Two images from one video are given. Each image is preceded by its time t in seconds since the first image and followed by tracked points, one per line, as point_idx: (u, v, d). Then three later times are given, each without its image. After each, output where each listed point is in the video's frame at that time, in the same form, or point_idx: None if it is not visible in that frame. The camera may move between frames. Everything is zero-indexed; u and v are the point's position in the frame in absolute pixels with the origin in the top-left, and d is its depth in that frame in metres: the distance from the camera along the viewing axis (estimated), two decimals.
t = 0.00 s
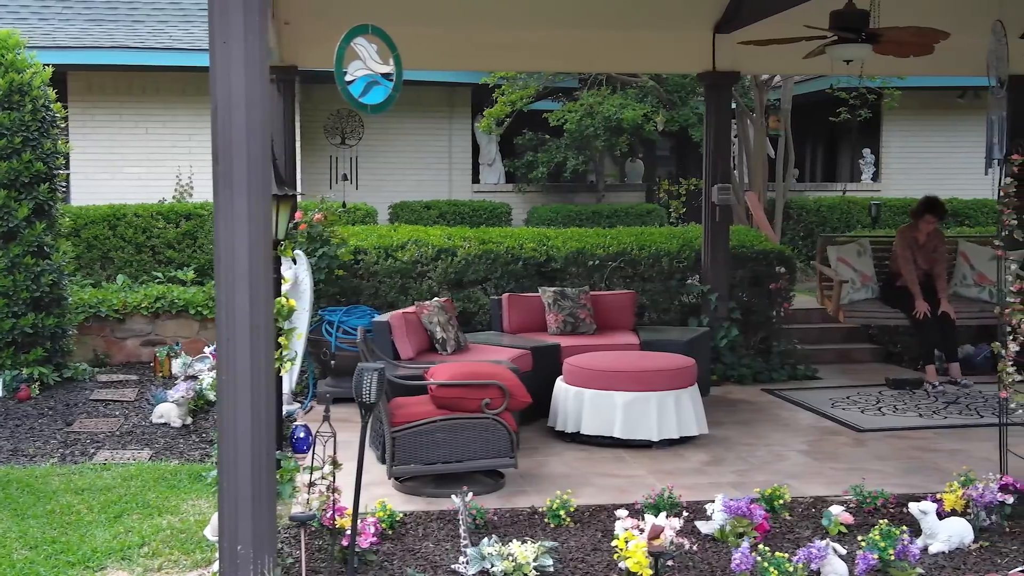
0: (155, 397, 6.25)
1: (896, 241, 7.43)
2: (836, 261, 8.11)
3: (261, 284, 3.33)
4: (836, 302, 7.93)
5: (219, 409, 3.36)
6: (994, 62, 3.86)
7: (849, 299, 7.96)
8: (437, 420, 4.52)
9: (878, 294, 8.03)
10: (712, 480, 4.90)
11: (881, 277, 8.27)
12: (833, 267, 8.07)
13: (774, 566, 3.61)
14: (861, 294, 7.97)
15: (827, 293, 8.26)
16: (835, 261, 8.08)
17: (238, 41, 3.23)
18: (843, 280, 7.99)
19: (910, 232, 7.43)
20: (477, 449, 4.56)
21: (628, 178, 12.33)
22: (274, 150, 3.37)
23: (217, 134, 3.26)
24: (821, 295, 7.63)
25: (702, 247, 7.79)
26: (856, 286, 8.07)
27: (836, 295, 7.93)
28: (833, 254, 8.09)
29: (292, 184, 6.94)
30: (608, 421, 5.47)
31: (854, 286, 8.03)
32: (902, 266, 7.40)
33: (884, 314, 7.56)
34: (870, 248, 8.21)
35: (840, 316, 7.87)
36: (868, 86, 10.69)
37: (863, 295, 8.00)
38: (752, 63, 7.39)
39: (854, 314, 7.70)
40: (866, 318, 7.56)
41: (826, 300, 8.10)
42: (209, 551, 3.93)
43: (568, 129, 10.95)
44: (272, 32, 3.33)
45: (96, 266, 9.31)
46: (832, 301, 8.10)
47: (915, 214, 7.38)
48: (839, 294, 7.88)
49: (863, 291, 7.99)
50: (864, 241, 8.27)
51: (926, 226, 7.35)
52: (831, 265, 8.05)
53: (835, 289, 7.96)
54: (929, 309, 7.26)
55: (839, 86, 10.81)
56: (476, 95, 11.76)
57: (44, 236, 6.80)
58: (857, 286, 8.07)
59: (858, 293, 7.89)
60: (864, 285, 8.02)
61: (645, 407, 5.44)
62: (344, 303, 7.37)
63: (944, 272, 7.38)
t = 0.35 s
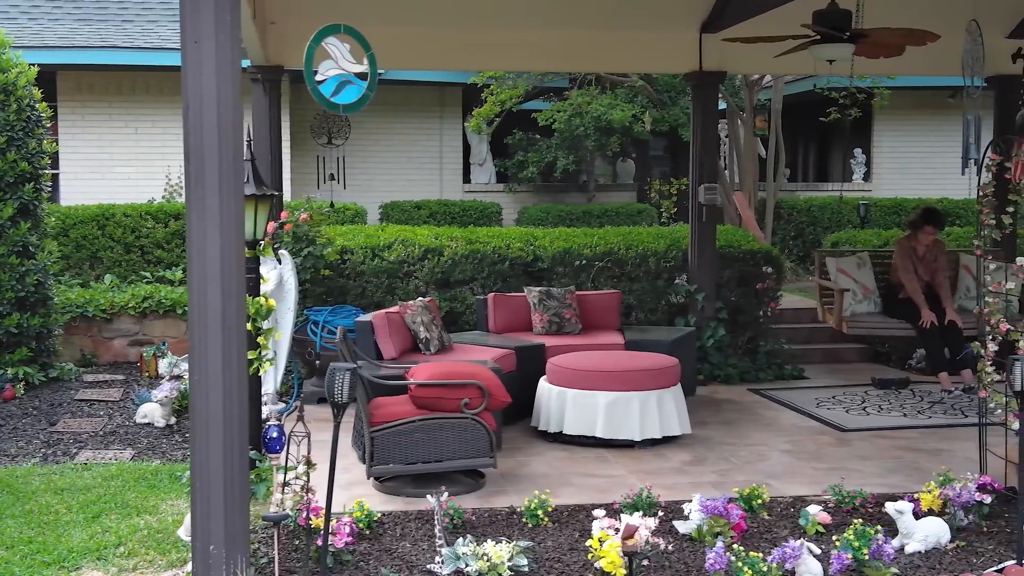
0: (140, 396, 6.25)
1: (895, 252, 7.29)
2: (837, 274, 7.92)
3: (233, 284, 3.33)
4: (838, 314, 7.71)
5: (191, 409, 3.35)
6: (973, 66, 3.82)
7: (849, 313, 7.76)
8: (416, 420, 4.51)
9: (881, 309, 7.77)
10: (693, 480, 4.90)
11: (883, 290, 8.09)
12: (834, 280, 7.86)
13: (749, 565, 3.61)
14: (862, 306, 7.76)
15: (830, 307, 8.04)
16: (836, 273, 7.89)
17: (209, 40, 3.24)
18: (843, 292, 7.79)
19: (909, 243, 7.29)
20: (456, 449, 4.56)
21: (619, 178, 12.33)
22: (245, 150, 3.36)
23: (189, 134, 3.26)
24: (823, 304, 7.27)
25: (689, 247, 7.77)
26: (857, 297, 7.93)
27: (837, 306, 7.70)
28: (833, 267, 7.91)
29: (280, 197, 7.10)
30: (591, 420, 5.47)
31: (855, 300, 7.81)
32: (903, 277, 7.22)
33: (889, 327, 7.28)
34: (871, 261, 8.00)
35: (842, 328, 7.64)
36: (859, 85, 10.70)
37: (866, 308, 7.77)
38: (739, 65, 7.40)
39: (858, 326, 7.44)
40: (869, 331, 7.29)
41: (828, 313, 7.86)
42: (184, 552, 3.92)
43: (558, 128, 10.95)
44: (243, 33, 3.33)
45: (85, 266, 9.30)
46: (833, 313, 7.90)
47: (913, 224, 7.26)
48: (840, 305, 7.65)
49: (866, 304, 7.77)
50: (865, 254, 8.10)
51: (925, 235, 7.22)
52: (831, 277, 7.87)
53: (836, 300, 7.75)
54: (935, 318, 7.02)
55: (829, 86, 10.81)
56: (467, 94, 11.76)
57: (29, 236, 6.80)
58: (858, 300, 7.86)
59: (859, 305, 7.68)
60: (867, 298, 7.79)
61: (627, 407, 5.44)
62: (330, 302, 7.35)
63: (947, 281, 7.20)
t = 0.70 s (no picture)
0: (124, 396, 6.25)
1: (908, 260, 7.46)
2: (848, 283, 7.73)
3: (205, 284, 3.32)
4: (852, 321, 7.47)
5: (164, 408, 3.34)
6: (949, 68, 3.82)
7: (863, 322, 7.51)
8: (395, 420, 4.51)
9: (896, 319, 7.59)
10: (673, 480, 4.89)
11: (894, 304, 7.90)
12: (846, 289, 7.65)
13: (724, 565, 3.60)
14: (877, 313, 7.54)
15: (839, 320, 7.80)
16: (847, 283, 7.71)
17: (181, 39, 3.23)
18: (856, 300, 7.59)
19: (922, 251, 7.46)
20: (436, 449, 4.56)
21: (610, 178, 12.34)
22: (217, 151, 3.35)
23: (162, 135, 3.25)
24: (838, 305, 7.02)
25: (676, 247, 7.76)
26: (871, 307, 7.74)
27: (851, 313, 7.47)
28: (843, 275, 7.76)
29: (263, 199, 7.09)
30: (573, 421, 5.47)
31: (867, 309, 7.63)
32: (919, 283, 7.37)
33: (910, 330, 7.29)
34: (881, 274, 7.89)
35: (858, 336, 7.39)
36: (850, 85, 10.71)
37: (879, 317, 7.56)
38: (726, 65, 7.36)
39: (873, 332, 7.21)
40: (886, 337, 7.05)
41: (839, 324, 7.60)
42: (161, 552, 3.92)
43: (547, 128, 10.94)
44: (215, 32, 3.32)
45: (74, 266, 9.28)
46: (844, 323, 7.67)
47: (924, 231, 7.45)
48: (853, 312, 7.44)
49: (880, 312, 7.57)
50: (873, 267, 7.96)
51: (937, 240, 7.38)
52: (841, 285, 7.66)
53: (849, 305, 7.53)
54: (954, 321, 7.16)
55: (819, 85, 10.80)
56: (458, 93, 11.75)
57: (14, 236, 6.80)
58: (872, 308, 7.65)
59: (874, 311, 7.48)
60: (880, 307, 7.61)
61: (610, 407, 5.44)
62: (317, 302, 7.34)
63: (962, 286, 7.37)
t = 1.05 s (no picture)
0: (108, 396, 6.24)
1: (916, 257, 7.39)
2: (857, 281, 7.78)
3: (176, 283, 3.31)
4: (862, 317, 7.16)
5: (135, 407, 3.33)
6: (921, 69, 3.83)
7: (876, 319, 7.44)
8: (374, 420, 4.51)
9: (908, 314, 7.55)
10: (653, 480, 4.89)
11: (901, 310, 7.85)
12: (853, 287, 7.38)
13: (697, 565, 3.60)
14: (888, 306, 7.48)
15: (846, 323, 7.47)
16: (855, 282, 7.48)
17: (151, 38, 3.21)
18: (866, 296, 7.31)
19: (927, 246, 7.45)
20: (415, 448, 4.56)
21: (600, 178, 12.35)
22: (188, 149, 3.34)
23: (132, 134, 3.23)
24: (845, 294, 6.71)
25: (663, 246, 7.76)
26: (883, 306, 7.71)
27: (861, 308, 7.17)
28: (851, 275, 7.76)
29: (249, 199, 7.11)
30: (555, 420, 5.47)
31: (880, 305, 7.69)
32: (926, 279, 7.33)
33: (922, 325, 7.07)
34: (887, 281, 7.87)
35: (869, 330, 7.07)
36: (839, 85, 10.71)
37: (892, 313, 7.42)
38: (713, 65, 7.37)
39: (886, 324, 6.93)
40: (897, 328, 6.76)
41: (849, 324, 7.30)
42: (135, 552, 3.91)
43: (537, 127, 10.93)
44: (186, 30, 3.31)
45: (63, 265, 9.28)
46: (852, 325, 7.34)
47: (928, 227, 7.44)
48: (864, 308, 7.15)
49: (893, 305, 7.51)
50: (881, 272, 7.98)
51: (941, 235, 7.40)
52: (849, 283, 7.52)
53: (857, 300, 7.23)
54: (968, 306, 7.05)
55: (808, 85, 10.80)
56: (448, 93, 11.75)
57: None
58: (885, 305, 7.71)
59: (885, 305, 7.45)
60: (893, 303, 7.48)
61: (592, 406, 5.44)
62: (302, 302, 7.33)
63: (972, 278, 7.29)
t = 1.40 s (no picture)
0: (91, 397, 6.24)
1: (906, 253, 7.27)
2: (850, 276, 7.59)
3: (146, 284, 3.30)
4: (857, 313, 7.02)
5: (105, 408, 3.32)
6: (896, 70, 3.85)
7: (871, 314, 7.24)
8: (351, 420, 4.51)
9: (902, 310, 7.36)
10: (633, 480, 4.90)
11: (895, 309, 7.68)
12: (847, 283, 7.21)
13: (669, 565, 3.60)
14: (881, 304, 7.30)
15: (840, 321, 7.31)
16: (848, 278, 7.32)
17: (121, 39, 3.20)
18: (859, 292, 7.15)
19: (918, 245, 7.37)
20: (392, 449, 4.56)
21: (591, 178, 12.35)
22: (159, 150, 3.33)
23: (102, 135, 3.22)
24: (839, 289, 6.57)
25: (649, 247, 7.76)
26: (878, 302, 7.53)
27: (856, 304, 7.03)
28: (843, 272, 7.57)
29: (235, 199, 7.12)
30: (536, 421, 5.47)
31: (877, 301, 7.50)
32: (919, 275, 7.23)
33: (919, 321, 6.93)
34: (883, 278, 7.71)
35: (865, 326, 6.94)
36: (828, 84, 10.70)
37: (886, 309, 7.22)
38: (699, 65, 7.40)
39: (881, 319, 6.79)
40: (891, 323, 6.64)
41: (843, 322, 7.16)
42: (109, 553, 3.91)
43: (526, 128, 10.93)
44: (157, 32, 3.31)
45: (51, 266, 9.28)
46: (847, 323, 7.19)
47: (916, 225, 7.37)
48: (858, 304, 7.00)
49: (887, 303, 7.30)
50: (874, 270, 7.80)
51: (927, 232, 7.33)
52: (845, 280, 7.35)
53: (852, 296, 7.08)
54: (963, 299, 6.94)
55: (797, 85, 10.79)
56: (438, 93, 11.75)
57: None
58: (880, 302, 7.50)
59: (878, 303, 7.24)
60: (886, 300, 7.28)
61: (573, 407, 5.44)
62: (288, 302, 7.33)
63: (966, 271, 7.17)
